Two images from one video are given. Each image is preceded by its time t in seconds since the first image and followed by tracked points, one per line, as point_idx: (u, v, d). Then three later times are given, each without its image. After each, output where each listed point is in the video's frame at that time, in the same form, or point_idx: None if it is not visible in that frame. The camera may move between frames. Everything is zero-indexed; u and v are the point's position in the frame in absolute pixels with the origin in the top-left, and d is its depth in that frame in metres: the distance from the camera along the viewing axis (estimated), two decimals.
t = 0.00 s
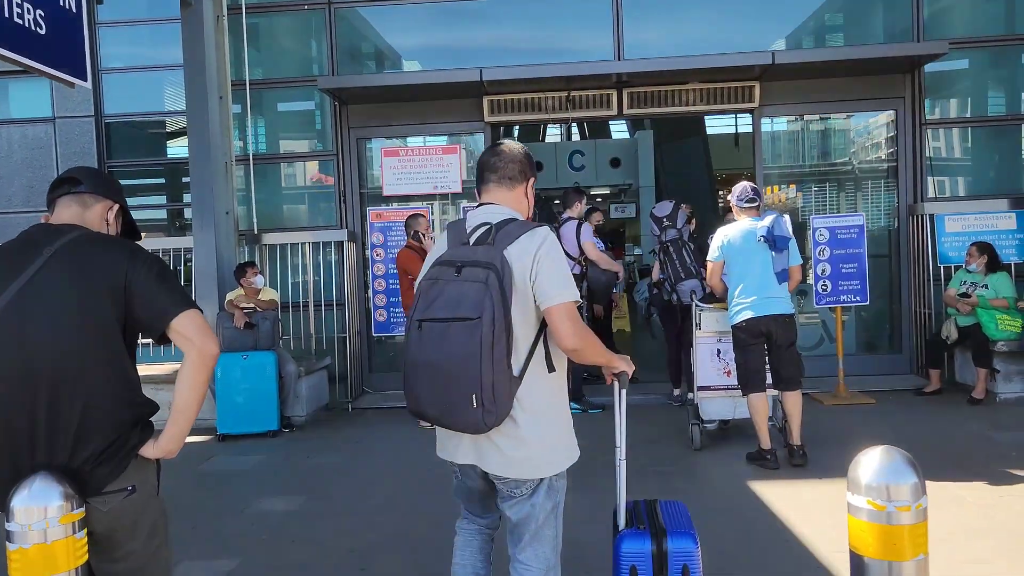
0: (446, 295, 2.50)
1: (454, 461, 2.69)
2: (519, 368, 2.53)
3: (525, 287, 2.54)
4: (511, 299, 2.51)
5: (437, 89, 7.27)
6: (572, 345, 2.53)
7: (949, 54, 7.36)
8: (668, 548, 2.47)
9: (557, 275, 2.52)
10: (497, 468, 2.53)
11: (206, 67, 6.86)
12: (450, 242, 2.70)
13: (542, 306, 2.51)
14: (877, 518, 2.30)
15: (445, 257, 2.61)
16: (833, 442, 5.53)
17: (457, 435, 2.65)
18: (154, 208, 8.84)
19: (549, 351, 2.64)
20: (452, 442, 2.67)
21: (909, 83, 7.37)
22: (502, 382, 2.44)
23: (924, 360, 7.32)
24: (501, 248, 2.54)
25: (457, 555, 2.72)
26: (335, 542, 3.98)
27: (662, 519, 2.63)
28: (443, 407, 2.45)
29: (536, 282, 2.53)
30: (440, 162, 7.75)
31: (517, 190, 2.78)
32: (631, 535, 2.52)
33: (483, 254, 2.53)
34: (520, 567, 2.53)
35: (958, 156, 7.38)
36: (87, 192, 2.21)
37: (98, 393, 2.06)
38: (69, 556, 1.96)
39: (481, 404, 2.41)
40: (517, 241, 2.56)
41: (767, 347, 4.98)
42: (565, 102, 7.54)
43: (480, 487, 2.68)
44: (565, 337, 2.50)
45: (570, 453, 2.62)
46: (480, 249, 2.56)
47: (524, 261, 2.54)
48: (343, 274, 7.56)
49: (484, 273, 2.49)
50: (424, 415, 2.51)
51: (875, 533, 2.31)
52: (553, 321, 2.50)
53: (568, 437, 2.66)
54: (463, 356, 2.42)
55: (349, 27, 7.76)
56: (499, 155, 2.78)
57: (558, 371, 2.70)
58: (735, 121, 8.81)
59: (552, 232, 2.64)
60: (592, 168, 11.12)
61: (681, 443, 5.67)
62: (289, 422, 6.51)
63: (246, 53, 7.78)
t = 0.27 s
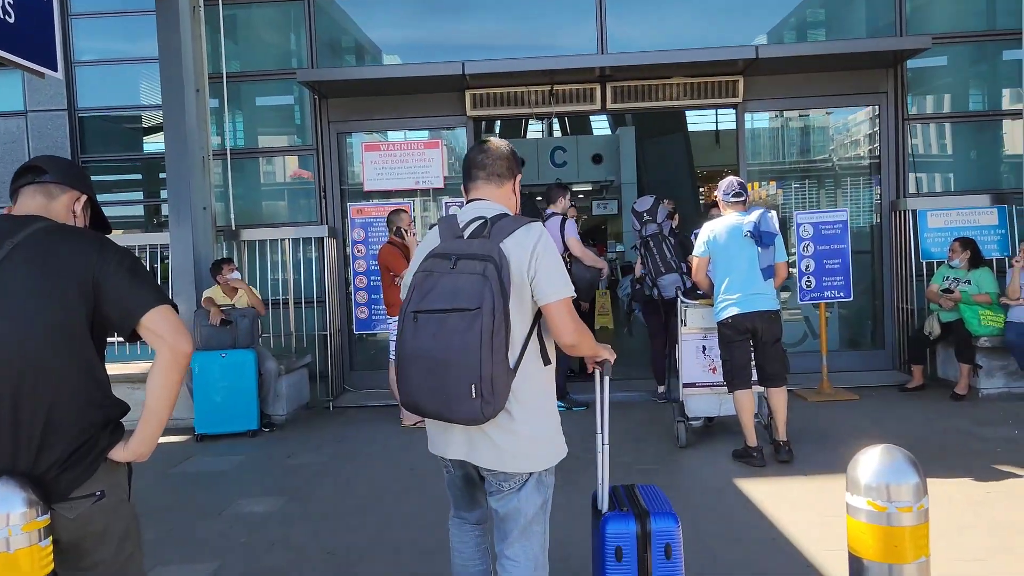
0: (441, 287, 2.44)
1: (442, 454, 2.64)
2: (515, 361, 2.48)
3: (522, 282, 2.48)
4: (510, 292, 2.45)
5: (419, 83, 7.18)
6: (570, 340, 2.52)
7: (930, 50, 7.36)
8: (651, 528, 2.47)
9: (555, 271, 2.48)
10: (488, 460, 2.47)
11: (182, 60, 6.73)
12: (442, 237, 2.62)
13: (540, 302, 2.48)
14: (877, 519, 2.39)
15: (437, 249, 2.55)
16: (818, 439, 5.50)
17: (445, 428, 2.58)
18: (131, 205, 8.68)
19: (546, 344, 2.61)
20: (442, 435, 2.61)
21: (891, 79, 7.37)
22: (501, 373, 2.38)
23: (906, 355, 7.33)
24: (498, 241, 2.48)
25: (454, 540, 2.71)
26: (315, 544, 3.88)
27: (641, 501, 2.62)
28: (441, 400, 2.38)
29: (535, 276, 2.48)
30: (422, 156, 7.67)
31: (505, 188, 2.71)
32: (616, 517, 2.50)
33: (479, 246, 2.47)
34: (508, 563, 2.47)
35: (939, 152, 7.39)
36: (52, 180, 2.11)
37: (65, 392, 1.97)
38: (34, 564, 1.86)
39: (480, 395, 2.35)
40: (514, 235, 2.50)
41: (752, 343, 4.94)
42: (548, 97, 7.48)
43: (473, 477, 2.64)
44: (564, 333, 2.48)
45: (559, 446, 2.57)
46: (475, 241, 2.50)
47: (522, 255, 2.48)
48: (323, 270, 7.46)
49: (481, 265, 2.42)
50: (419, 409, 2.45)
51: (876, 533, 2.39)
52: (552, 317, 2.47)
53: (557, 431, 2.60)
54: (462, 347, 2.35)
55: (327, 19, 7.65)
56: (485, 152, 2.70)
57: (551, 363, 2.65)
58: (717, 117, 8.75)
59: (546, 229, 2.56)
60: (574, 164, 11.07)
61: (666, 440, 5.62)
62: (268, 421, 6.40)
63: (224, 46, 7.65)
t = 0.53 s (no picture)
0: (422, 283, 2.42)
1: (423, 446, 2.61)
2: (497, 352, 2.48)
3: (500, 277, 2.48)
4: (490, 286, 2.45)
5: (407, 81, 7.11)
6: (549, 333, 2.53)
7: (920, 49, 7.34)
8: (629, 511, 2.52)
9: (532, 265, 2.49)
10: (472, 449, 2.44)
11: (166, 56, 6.64)
12: (421, 234, 2.62)
13: (519, 297, 2.48)
14: (872, 527, 2.35)
15: (417, 245, 2.53)
16: (808, 439, 5.46)
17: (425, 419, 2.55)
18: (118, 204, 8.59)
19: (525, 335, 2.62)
20: (420, 429, 2.57)
21: (881, 79, 7.34)
22: (483, 364, 2.38)
23: (897, 355, 7.30)
24: (476, 236, 2.48)
25: (437, 542, 2.65)
26: (298, 548, 3.81)
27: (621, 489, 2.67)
28: (424, 391, 2.36)
29: (514, 271, 2.47)
30: (410, 155, 7.56)
31: (480, 183, 2.71)
32: (595, 501, 2.56)
33: (458, 242, 2.46)
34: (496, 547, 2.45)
35: (928, 152, 7.37)
36: (17, 176, 2.04)
37: (25, 394, 1.91)
38: None
39: (464, 386, 2.34)
40: (491, 230, 2.51)
41: (743, 344, 4.89)
42: (536, 95, 7.42)
43: (454, 471, 2.62)
44: (543, 325, 2.50)
45: (541, 431, 2.55)
46: (454, 237, 2.49)
47: (500, 250, 2.48)
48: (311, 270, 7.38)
49: (461, 260, 2.42)
50: (403, 403, 2.42)
51: (872, 540, 2.36)
52: (531, 310, 2.48)
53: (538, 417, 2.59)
54: (446, 340, 2.34)
55: (315, 17, 7.57)
56: (460, 149, 2.70)
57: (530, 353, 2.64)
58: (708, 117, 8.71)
59: (522, 224, 2.57)
60: (564, 164, 11.02)
61: (655, 441, 5.57)
62: (253, 422, 6.32)
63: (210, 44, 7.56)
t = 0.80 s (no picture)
0: (405, 283, 2.49)
1: (402, 446, 2.65)
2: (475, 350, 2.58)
3: (482, 275, 2.58)
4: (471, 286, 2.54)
5: (398, 85, 7.03)
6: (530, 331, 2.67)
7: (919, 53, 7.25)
8: (611, 508, 2.67)
9: (513, 268, 2.60)
10: (462, 443, 2.56)
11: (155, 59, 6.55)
12: (401, 235, 2.67)
13: (501, 298, 2.60)
14: (870, 551, 2.27)
15: (398, 247, 2.59)
16: (803, 448, 5.38)
17: (407, 418, 2.61)
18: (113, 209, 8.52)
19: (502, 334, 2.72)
20: (399, 428, 2.63)
21: (880, 83, 7.26)
22: (465, 362, 2.46)
23: (895, 363, 7.20)
24: (457, 239, 2.56)
25: (414, 556, 2.62)
26: (279, 560, 3.73)
27: (602, 487, 2.83)
28: (408, 388, 2.43)
29: (496, 272, 2.59)
30: (402, 160, 7.47)
31: (459, 186, 2.78)
32: (579, 499, 2.71)
33: (439, 244, 2.54)
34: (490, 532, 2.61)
35: (926, 158, 7.29)
36: None
37: None
38: None
39: (447, 383, 2.42)
40: (472, 233, 2.60)
41: (737, 352, 4.78)
42: (530, 100, 7.35)
43: (432, 476, 2.67)
44: (526, 324, 2.64)
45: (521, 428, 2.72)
46: (435, 239, 2.57)
47: (481, 252, 2.58)
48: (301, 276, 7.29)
49: (443, 261, 2.50)
50: (385, 399, 2.48)
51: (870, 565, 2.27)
52: (515, 310, 2.61)
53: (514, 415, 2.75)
54: (429, 339, 2.42)
55: (307, 20, 7.49)
56: (437, 153, 2.76)
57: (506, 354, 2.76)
58: (705, 123, 8.63)
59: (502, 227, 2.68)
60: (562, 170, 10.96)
61: (648, 450, 5.49)
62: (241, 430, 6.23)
63: (202, 47, 7.48)
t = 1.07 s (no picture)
0: (396, 300, 2.38)
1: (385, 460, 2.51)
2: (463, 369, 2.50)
3: (471, 298, 2.49)
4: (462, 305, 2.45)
5: (390, 92, 6.93)
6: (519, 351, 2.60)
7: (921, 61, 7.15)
8: (589, 516, 2.59)
9: (502, 288, 2.53)
10: (447, 463, 2.47)
11: (144, 64, 6.46)
12: (391, 253, 2.56)
13: (490, 318, 2.52)
14: None
15: (390, 263, 2.48)
16: (800, 464, 5.25)
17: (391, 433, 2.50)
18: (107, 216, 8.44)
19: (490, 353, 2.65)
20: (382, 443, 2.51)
21: (881, 92, 7.15)
22: (454, 380, 2.37)
23: (895, 376, 7.09)
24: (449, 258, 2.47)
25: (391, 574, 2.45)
26: None
27: (577, 496, 2.74)
28: (396, 406, 2.33)
29: (485, 292, 2.50)
30: (395, 167, 7.38)
31: (447, 208, 2.67)
32: (557, 507, 2.62)
33: (430, 261, 2.44)
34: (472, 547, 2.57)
35: (928, 168, 7.18)
36: None
37: None
38: None
39: (436, 401, 2.33)
40: (463, 252, 2.51)
41: (730, 366, 4.67)
42: (525, 107, 7.24)
43: (416, 490, 2.54)
44: (515, 343, 2.57)
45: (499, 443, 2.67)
46: (427, 257, 2.47)
47: (471, 271, 2.49)
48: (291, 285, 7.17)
49: (435, 279, 2.40)
50: (371, 418, 2.37)
51: None
52: (504, 330, 2.54)
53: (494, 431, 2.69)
54: (419, 356, 2.32)
55: (301, 25, 7.40)
56: (426, 175, 2.66)
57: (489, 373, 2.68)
58: (703, 131, 8.53)
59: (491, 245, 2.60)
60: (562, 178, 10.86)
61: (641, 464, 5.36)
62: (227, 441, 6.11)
63: (195, 52, 7.40)
